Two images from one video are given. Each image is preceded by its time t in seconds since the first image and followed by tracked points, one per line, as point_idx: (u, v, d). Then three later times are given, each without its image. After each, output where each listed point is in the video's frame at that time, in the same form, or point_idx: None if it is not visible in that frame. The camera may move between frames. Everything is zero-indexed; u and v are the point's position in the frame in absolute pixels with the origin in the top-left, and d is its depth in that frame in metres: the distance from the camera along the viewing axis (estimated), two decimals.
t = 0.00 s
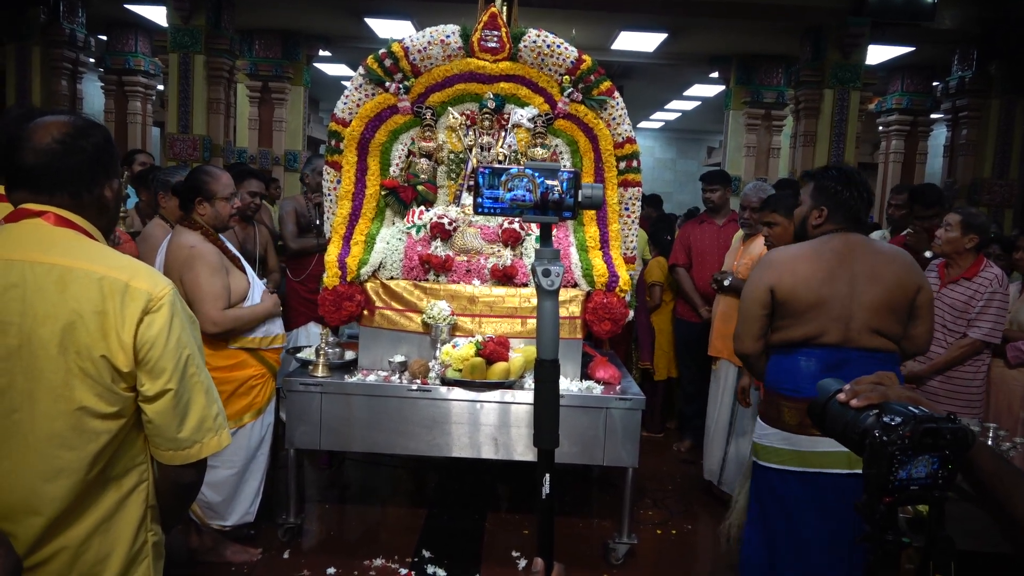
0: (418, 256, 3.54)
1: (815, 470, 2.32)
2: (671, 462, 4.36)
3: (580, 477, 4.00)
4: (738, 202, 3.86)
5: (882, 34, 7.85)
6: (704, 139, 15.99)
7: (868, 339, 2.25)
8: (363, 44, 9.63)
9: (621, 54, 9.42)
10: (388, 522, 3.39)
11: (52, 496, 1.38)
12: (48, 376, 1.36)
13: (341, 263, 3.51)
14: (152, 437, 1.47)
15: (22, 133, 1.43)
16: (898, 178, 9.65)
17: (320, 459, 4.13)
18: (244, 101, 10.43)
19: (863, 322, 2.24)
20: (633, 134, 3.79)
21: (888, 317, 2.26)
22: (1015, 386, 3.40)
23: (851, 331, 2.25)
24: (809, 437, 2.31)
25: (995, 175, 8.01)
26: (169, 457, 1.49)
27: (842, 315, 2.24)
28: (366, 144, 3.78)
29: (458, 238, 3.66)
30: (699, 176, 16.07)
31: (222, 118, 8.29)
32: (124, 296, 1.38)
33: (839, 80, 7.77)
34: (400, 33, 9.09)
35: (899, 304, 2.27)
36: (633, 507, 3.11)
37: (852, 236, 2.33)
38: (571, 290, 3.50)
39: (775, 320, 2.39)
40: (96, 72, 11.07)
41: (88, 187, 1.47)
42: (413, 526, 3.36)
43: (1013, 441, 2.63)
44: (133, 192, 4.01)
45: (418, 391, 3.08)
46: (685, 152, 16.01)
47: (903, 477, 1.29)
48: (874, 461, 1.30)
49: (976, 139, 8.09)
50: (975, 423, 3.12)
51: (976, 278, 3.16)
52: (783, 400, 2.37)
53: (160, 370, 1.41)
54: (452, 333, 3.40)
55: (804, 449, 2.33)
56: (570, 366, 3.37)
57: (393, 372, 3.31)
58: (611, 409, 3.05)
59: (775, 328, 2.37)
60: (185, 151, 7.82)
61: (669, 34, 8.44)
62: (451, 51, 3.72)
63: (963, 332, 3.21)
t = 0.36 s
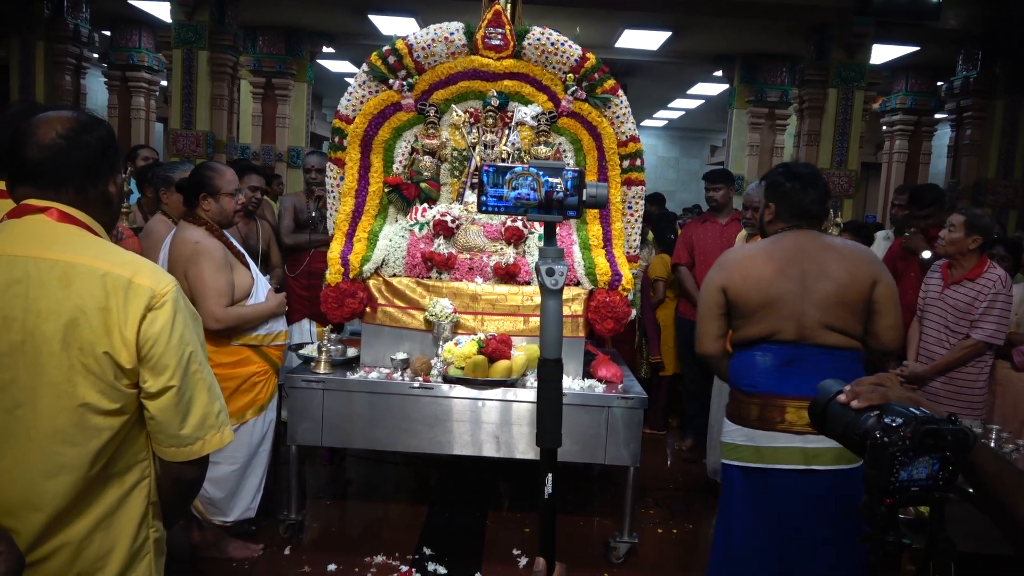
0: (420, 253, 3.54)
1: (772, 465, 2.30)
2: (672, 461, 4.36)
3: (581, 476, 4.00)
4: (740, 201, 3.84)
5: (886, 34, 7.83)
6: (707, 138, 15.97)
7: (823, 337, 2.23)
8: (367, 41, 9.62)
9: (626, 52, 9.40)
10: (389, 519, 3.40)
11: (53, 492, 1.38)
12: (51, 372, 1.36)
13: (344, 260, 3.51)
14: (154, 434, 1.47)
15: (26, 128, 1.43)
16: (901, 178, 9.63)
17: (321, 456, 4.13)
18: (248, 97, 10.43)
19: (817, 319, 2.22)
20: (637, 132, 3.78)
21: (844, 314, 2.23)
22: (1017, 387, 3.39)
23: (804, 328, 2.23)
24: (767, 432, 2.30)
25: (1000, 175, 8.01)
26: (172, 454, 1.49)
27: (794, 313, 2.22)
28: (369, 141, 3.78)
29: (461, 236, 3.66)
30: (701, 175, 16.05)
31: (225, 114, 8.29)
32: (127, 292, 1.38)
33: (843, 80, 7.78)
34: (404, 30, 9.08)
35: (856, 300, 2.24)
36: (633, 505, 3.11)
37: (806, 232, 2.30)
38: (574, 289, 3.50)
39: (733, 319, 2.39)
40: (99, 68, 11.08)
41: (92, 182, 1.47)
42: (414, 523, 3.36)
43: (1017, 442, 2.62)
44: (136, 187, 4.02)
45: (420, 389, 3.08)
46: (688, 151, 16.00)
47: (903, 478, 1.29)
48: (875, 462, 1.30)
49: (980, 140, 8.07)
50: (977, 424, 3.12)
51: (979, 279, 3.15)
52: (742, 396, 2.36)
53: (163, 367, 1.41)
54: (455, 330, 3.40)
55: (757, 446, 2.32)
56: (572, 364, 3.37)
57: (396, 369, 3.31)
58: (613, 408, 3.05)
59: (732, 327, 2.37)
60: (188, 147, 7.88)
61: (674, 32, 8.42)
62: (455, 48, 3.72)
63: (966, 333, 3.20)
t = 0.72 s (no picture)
0: (424, 250, 3.54)
1: (708, 454, 2.36)
2: (674, 459, 4.36)
3: (583, 474, 4.00)
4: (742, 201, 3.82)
5: (892, 34, 7.81)
6: (711, 137, 15.94)
7: (771, 329, 2.23)
8: (371, 37, 9.61)
9: (631, 50, 9.39)
10: (391, 515, 3.40)
11: (55, 487, 1.38)
12: (54, 365, 1.36)
13: (348, 256, 3.50)
14: (157, 429, 1.47)
15: (31, 121, 1.42)
16: (905, 179, 9.59)
17: (323, 452, 4.14)
18: (252, 92, 10.43)
19: (764, 311, 2.25)
20: (641, 130, 3.77)
21: (797, 308, 2.19)
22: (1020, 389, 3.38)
23: (753, 319, 2.28)
24: (708, 423, 2.36)
25: (1005, 176, 7.97)
26: (174, 449, 1.49)
27: (742, 304, 2.32)
28: (374, 137, 3.79)
29: (464, 232, 3.65)
30: (705, 173, 16.02)
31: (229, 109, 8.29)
32: (130, 287, 1.38)
33: (848, 79, 7.76)
34: (409, 26, 9.07)
35: (812, 295, 2.17)
36: (634, 504, 3.11)
37: (778, 232, 2.33)
38: (578, 287, 3.51)
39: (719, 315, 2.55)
40: (104, 62, 11.09)
41: (98, 175, 1.47)
42: (415, 519, 3.37)
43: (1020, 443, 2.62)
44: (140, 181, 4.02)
45: (422, 385, 3.08)
46: (692, 149, 15.98)
47: (906, 478, 1.29)
48: (879, 460, 1.30)
49: (985, 141, 8.02)
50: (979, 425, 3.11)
51: (983, 280, 3.15)
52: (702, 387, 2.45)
53: (166, 361, 1.41)
54: (458, 327, 3.39)
55: (698, 433, 2.39)
56: (575, 362, 3.37)
57: (398, 365, 3.31)
58: (615, 407, 3.05)
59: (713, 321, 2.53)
60: (192, 142, 7.80)
61: (679, 30, 8.41)
62: (459, 45, 3.72)
63: (970, 334, 3.20)
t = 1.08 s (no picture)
0: (426, 246, 3.53)
1: (693, 448, 2.44)
2: (676, 457, 4.36)
3: (585, 471, 4.00)
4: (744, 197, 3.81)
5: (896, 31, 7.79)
6: (714, 134, 15.93)
7: (768, 329, 2.22)
8: (375, 34, 9.61)
9: (634, 47, 9.37)
10: (393, 511, 3.41)
11: (57, 481, 1.38)
12: (55, 360, 1.36)
13: (350, 252, 3.52)
14: (159, 423, 1.47)
15: (31, 116, 1.42)
16: (909, 177, 9.53)
17: (325, 447, 4.15)
18: (255, 88, 10.42)
19: (766, 311, 2.24)
20: (644, 127, 3.77)
21: (800, 311, 2.14)
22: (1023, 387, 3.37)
23: (755, 317, 2.28)
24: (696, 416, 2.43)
25: (1009, 175, 7.88)
26: (175, 443, 1.50)
27: (752, 301, 2.32)
28: (376, 134, 3.79)
29: (466, 229, 3.65)
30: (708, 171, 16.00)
31: (232, 106, 8.28)
32: (132, 281, 1.38)
33: (852, 77, 7.74)
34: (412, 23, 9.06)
35: (812, 300, 2.11)
36: (636, 500, 3.12)
37: (808, 236, 2.27)
38: (580, 283, 3.50)
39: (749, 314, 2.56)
40: (107, 58, 11.10)
41: (98, 170, 1.47)
42: (417, 515, 3.37)
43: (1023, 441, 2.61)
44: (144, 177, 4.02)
45: (424, 381, 3.08)
46: (696, 147, 15.95)
47: (910, 474, 1.29)
48: (882, 457, 1.30)
49: (989, 139, 7.97)
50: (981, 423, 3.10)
51: (986, 278, 3.14)
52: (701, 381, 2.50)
53: (168, 356, 1.41)
54: (460, 324, 3.40)
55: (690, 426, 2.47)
56: (576, 359, 3.37)
57: (401, 362, 3.31)
58: (618, 404, 3.04)
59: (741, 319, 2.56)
60: (195, 138, 7.75)
61: (682, 28, 8.39)
62: (462, 41, 3.71)
63: (972, 332, 3.20)
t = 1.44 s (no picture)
0: (429, 243, 3.53)
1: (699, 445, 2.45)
2: (678, 455, 4.36)
3: (587, 468, 4.00)
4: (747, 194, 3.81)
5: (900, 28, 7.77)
6: (717, 132, 15.92)
7: (786, 330, 2.21)
8: (377, 30, 9.62)
9: (636, 44, 9.36)
10: (396, 508, 3.41)
11: (61, 476, 1.38)
12: (59, 356, 1.36)
13: (353, 249, 3.52)
14: (162, 419, 1.47)
15: (34, 113, 1.43)
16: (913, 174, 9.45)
17: (327, 444, 4.15)
18: (257, 85, 10.42)
19: (791, 313, 2.21)
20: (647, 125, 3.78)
21: (824, 319, 2.08)
22: None
23: (780, 319, 2.25)
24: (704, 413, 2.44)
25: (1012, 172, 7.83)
26: (178, 439, 1.50)
27: (784, 305, 2.28)
28: (379, 130, 3.79)
29: (469, 226, 3.66)
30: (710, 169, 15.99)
31: (235, 102, 8.29)
32: (135, 277, 1.39)
33: (855, 74, 7.72)
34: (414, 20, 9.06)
35: (837, 313, 2.04)
36: (638, 497, 3.12)
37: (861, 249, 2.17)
38: (582, 281, 3.50)
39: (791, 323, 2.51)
40: (109, 54, 11.11)
41: (100, 166, 1.47)
42: (419, 512, 3.38)
43: None
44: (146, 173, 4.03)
45: (426, 378, 3.08)
46: (698, 145, 15.94)
47: (911, 470, 1.28)
48: (883, 454, 1.30)
49: (993, 136, 7.95)
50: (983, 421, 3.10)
51: (989, 276, 3.14)
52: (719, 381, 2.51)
53: (170, 352, 1.42)
54: (462, 321, 3.40)
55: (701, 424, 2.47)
56: (578, 356, 3.37)
57: (403, 359, 3.32)
58: (620, 401, 3.05)
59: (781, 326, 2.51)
60: (198, 135, 7.80)
61: (685, 25, 8.38)
62: (465, 38, 3.71)
63: (975, 330, 3.19)
